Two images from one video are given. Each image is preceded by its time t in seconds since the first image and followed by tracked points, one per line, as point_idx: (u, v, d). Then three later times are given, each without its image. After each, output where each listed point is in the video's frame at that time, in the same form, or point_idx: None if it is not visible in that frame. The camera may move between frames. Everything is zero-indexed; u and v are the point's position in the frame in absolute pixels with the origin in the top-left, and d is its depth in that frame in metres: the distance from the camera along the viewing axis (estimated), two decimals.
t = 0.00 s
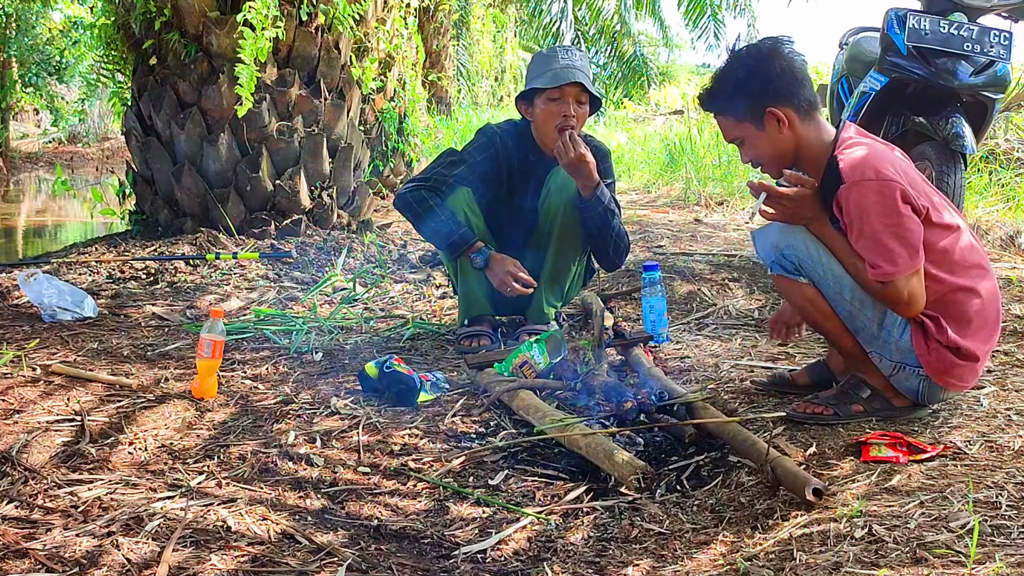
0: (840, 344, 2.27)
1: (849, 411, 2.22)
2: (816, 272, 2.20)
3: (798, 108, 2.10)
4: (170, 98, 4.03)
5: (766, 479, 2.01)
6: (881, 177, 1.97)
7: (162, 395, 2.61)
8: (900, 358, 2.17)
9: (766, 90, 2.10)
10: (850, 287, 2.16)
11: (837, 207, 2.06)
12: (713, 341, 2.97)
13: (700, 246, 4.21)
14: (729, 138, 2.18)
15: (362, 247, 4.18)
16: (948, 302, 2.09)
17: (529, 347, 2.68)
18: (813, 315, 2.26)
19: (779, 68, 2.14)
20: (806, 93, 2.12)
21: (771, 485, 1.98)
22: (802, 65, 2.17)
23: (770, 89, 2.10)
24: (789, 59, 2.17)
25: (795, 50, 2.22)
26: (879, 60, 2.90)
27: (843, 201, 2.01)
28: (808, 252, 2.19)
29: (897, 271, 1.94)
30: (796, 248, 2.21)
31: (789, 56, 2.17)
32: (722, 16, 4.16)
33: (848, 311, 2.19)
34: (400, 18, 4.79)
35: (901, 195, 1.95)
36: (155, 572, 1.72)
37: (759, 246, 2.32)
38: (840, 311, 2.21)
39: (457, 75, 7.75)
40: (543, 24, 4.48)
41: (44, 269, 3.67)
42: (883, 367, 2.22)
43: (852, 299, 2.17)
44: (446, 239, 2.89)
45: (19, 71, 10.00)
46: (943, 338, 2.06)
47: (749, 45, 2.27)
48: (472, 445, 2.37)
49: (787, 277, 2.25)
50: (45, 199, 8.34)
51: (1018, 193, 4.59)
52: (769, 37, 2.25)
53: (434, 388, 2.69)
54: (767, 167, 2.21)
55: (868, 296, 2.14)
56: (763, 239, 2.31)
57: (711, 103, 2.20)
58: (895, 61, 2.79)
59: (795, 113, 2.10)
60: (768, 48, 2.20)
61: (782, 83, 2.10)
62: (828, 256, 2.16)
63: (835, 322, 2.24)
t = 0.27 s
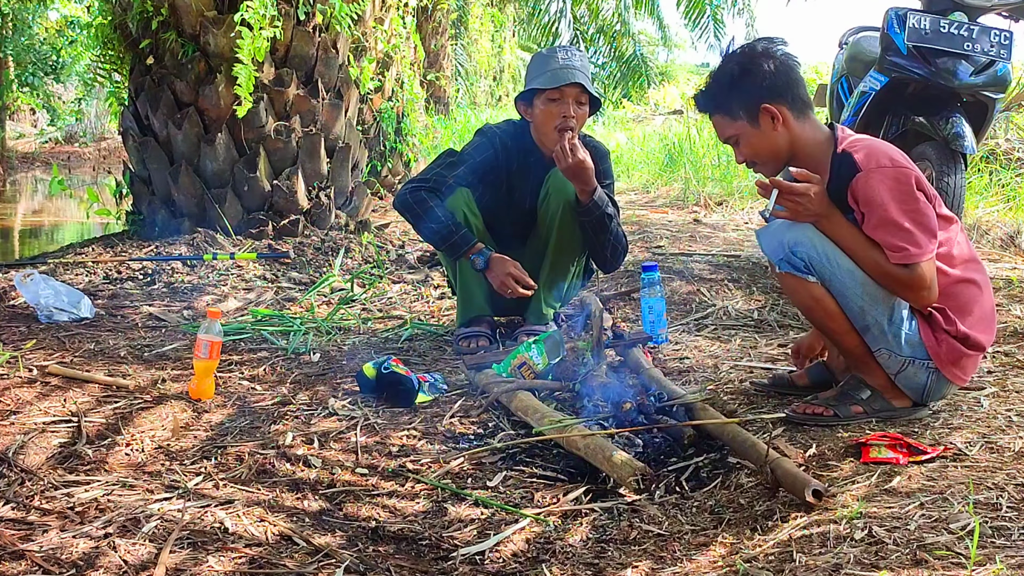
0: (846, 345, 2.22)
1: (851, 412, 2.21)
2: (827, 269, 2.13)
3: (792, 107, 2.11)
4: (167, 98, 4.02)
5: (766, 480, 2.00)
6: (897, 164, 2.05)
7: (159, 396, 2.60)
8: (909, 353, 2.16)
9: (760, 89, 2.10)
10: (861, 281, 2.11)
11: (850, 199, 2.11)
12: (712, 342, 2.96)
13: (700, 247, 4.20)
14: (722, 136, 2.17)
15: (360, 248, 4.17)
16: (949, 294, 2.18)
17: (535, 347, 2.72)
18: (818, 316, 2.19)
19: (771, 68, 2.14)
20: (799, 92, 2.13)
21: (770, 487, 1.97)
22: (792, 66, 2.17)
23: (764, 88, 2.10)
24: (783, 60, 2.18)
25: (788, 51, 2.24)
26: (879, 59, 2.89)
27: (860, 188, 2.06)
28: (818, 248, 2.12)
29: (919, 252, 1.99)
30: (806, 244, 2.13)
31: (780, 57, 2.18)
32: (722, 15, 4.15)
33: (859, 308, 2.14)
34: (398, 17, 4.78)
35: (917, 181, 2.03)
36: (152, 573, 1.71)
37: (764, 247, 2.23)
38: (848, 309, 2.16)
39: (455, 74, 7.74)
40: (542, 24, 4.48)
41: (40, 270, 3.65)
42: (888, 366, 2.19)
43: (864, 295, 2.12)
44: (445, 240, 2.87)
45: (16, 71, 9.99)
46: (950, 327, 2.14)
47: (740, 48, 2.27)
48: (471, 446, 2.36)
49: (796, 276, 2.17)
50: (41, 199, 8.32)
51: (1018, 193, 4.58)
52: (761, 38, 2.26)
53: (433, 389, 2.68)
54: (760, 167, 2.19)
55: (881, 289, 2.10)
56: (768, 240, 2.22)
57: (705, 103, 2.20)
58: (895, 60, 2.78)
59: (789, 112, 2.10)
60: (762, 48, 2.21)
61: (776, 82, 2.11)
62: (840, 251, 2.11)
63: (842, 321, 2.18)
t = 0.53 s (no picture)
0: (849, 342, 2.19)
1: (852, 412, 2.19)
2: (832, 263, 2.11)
3: (789, 106, 2.10)
4: (164, 98, 4.01)
5: (765, 482, 1.99)
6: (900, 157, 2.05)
7: (156, 397, 2.59)
8: (913, 348, 2.15)
9: (757, 87, 2.10)
10: (865, 273, 2.10)
11: (853, 193, 2.10)
12: (712, 343, 2.95)
13: (699, 247, 4.19)
14: (719, 134, 2.16)
15: (357, 248, 4.16)
16: (947, 287, 2.19)
17: (531, 348, 2.65)
18: (823, 312, 2.16)
19: (767, 68, 2.14)
20: (795, 92, 2.13)
21: (770, 488, 1.96)
22: (787, 66, 2.18)
23: (762, 86, 2.09)
24: (779, 59, 2.18)
25: (783, 51, 2.24)
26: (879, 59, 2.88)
27: (864, 181, 2.06)
28: (823, 241, 2.11)
29: (926, 243, 1.99)
30: (812, 237, 2.11)
31: (776, 57, 2.18)
32: (721, 15, 4.15)
33: (863, 301, 2.12)
34: (396, 17, 4.77)
35: (920, 173, 2.03)
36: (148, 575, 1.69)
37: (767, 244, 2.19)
38: (853, 303, 2.14)
39: (454, 74, 7.73)
40: (542, 23, 4.46)
41: (37, 270, 3.64)
42: (891, 360, 2.19)
43: (869, 288, 2.11)
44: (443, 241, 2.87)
45: (13, 71, 9.99)
46: (953, 319, 2.15)
47: (735, 47, 2.27)
48: (469, 447, 2.35)
49: (802, 271, 2.12)
50: (38, 199, 8.31)
51: (1019, 193, 4.58)
52: (757, 38, 2.26)
53: (431, 390, 2.67)
54: (756, 166, 2.18)
55: (886, 280, 2.10)
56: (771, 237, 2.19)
57: (700, 100, 2.19)
58: (895, 60, 2.77)
59: (786, 111, 2.10)
60: (758, 47, 2.20)
61: (773, 81, 2.10)
62: (844, 244, 2.10)
63: (846, 317, 2.16)
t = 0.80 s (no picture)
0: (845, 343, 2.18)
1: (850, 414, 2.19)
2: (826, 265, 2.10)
3: (785, 109, 2.10)
4: (161, 98, 4.00)
5: (765, 483, 1.98)
6: (889, 159, 2.05)
7: (153, 398, 2.58)
8: (910, 348, 2.14)
9: (754, 89, 2.09)
10: (860, 274, 2.09)
11: (844, 194, 2.09)
12: (711, 343, 2.94)
13: (699, 248, 4.18)
14: (715, 137, 2.15)
15: (355, 249, 4.15)
16: (943, 289, 2.18)
17: (534, 348, 2.64)
18: (818, 314, 2.15)
19: (764, 70, 2.13)
20: (792, 95, 2.12)
21: (769, 490, 1.95)
22: (784, 68, 2.17)
23: (758, 89, 2.09)
24: (776, 61, 2.18)
25: (781, 53, 2.23)
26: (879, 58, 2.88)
27: (855, 183, 2.05)
28: (817, 242, 2.09)
29: (917, 244, 1.97)
30: (805, 239, 2.09)
31: (773, 59, 2.17)
32: (720, 15, 4.15)
33: (858, 302, 2.11)
34: (394, 16, 4.76)
35: (910, 175, 2.03)
36: None
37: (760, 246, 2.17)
38: (848, 304, 2.12)
39: (452, 73, 7.73)
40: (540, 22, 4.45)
41: (33, 270, 3.63)
42: (889, 361, 2.17)
43: (864, 289, 2.09)
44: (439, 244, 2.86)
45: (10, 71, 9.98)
46: (948, 320, 2.14)
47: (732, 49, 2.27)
48: (468, 448, 2.34)
49: (795, 272, 2.12)
50: (35, 199, 8.29)
51: (1020, 193, 4.57)
52: (754, 40, 2.25)
53: (429, 391, 2.67)
54: (751, 168, 2.18)
55: (879, 282, 2.08)
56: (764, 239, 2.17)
57: (696, 102, 2.18)
58: (895, 60, 2.76)
59: (782, 113, 2.09)
60: (755, 49, 2.20)
61: (770, 83, 2.10)
62: (837, 246, 2.08)
63: (842, 318, 2.15)
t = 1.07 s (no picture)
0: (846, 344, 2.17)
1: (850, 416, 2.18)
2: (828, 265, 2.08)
3: (791, 110, 2.09)
4: (158, 97, 3.98)
5: (764, 484, 1.97)
6: (895, 163, 2.02)
7: (150, 399, 2.56)
8: (911, 351, 2.13)
9: (760, 90, 2.08)
10: (862, 276, 2.07)
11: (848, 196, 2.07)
12: (710, 344, 2.94)
13: (698, 248, 4.17)
14: (720, 137, 2.15)
15: (353, 249, 4.14)
16: (946, 292, 2.16)
17: (534, 350, 2.61)
18: (820, 314, 2.14)
19: (771, 70, 2.12)
20: (798, 96, 2.11)
21: (769, 491, 1.94)
22: (791, 69, 2.16)
23: (764, 89, 2.08)
24: (783, 62, 2.17)
25: (788, 54, 2.23)
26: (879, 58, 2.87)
27: (859, 186, 2.03)
28: (820, 242, 2.07)
29: (920, 250, 1.96)
30: (807, 239, 2.08)
31: (781, 60, 2.16)
32: (718, 15, 4.15)
33: (860, 303, 2.10)
34: (392, 15, 4.75)
35: (915, 179, 2.01)
36: None
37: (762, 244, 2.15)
38: (850, 305, 2.11)
39: (450, 73, 7.72)
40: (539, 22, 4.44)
41: (30, 271, 3.61)
42: (889, 363, 2.16)
43: (866, 290, 2.08)
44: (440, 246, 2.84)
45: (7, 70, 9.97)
46: (951, 324, 2.13)
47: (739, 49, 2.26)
48: (466, 450, 2.33)
49: (797, 272, 2.10)
50: (31, 199, 8.27)
51: (1020, 194, 4.56)
52: (761, 40, 2.24)
53: (427, 392, 2.65)
54: (756, 169, 2.17)
55: (881, 284, 2.07)
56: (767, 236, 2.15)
57: (702, 102, 2.17)
58: (895, 59, 2.76)
59: (788, 114, 2.08)
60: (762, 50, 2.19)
61: (776, 84, 2.09)
62: (839, 247, 2.06)
63: (843, 318, 2.13)
